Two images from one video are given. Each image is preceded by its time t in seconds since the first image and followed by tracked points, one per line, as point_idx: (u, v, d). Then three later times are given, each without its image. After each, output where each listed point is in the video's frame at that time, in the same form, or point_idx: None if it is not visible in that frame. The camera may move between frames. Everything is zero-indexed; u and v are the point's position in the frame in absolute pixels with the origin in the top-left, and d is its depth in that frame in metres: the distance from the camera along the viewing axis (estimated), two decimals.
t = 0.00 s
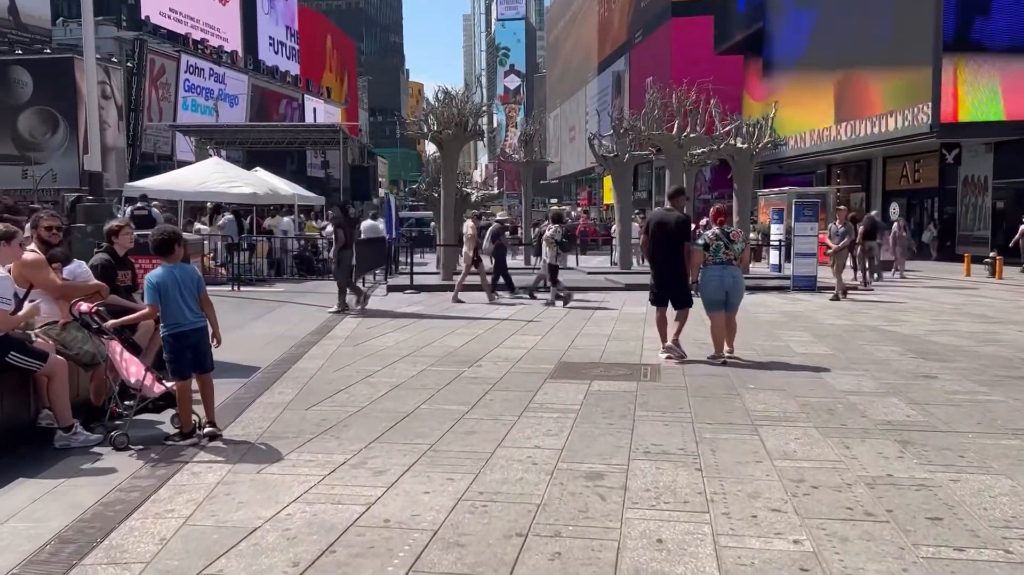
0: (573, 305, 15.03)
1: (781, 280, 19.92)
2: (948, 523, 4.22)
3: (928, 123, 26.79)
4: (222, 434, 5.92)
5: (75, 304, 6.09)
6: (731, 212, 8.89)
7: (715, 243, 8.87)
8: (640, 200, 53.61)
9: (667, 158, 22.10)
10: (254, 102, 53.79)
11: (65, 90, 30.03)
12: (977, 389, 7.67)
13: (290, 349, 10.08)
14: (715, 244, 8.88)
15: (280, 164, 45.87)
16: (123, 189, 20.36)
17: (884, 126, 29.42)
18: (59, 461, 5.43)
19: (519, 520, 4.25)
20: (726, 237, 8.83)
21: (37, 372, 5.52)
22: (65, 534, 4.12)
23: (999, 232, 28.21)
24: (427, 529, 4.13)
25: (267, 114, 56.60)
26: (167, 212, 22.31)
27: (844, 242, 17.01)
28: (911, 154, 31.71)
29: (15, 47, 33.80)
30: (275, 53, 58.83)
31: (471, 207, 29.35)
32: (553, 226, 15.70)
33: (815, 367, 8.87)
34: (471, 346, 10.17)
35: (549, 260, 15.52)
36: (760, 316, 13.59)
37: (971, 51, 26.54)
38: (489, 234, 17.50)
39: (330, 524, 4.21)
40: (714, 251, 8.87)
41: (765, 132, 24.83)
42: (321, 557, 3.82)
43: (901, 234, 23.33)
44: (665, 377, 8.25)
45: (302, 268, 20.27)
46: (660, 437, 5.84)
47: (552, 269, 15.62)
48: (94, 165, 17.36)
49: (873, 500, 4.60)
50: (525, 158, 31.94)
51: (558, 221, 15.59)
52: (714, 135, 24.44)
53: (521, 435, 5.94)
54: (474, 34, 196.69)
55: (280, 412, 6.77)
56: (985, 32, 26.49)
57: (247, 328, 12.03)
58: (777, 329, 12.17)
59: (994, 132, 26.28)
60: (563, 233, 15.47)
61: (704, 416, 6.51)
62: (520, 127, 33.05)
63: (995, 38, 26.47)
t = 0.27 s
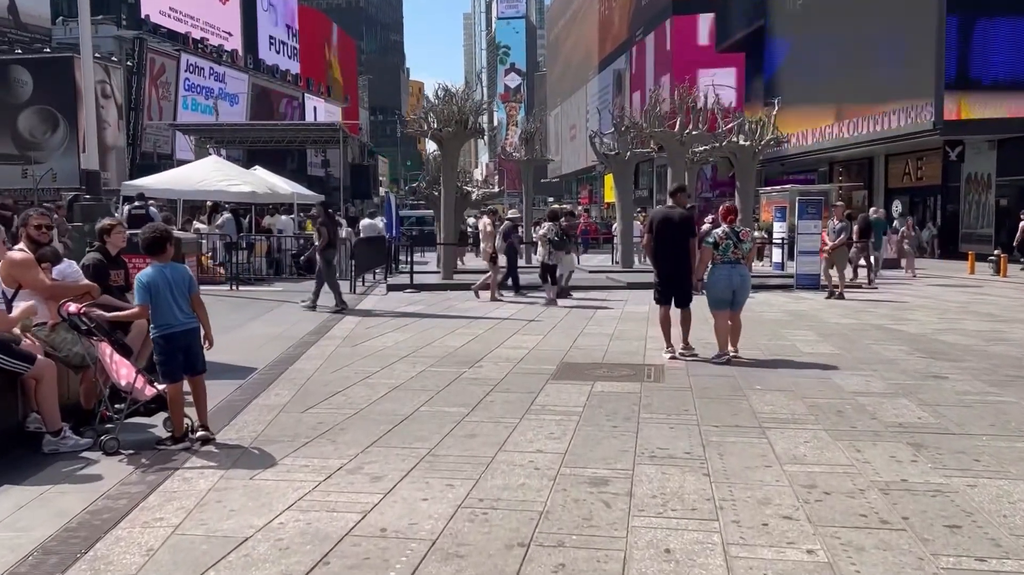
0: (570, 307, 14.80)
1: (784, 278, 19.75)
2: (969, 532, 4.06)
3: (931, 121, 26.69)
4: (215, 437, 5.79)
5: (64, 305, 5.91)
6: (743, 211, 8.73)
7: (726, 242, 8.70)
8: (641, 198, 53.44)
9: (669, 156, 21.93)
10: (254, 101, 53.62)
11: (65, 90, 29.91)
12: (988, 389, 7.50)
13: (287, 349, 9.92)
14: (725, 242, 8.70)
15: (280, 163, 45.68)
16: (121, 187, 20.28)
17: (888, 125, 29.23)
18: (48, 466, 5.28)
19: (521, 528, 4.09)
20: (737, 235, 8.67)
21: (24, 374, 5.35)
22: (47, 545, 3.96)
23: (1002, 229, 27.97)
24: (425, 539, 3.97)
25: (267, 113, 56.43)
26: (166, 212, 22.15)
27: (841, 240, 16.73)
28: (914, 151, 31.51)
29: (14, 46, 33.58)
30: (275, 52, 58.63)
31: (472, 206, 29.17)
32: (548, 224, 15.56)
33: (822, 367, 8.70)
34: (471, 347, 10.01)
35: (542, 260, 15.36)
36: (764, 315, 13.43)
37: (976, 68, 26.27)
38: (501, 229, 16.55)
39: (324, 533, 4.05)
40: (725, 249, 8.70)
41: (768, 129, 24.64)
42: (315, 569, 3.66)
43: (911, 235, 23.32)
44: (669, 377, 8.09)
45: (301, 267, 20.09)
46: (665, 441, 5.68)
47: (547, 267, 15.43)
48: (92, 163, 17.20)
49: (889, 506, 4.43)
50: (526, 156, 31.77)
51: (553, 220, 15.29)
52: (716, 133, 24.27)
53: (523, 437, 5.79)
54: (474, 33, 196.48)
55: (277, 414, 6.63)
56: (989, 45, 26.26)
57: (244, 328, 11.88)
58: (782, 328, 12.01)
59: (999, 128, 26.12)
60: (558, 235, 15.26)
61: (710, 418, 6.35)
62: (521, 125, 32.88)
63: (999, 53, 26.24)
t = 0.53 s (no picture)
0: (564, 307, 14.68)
1: (788, 277, 19.57)
2: (996, 544, 3.88)
3: (934, 119, 26.52)
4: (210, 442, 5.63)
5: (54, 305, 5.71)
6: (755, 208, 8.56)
7: (737, 238, 8.53)
8: (643, 197, 53.27)
9: (672, 154, 21.74)
10: (253, 100, 53.45)
11: (65, 89, 29.81)
12: (1004, 391, 7.33)
13: (285, 351, 9.75)
14: (736, 239, 8.54)
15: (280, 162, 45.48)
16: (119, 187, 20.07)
17: (891, 122, 29.01)
18: (36, 473, 5.11)
19: (527, 540, 3.91)
20: (748, 232, 8.50)
21: (12, 379, 5.15)
22: (32, 559, 3.78)
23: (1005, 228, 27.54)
24: (427, 552, 3.80)
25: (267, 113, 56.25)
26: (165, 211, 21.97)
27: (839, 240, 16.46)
28: (917, 149, 31.34)
29: (13, 45, 33.39)
30: (275, 51, 58.44)
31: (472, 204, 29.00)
32: (542, 223, 15.52)
33: (831, 368, 8.52)
34: (473, 348, 9.83)
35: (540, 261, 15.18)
36: (770, 315, 13.25)
37: (977, 79, 26.06)
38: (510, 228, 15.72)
39: (321, 546, 3.87)
40: (735, 247, 8.54)
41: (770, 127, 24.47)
42: None
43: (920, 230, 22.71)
44: (676, 379, 7.91)
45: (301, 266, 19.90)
46: (675, 446, 5.51)
47: (544, 266, 15.25)
48: (90, 162, 17.01)
49: (911, 516, 4.25)
50: (527, 154, 31.60)
51: (550, 219, 15.18)
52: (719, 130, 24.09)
53: (527, 442, 5.61)
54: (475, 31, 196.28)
55: (274, 418, 6.46)
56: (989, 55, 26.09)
57: (242, 329, 11.70)
58: (788, 328, 11.82)
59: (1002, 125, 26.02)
60: (551, 235, 15.25)
61: (720, 422, 6.18)
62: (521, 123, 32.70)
63: (999, 64, 26.08)
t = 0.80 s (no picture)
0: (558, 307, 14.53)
1: (790, 277, 19.40)
2: (1021, 559, 3.72)
3: (937, 118, 26.33)
4: (202, 450, 5.46)
5: (42, 308, 5.57)
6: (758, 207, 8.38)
7: (740, 238, 8.36)
8: (644, 196, 53.09)
9: (675, 152, 21.55)
10: (253, 99, 53.29)
11: (64, 88, 29.69)
12: (1017, 395, 7.16)
13: (282, 353, 9.58)
14: (739, 238, 8.36)
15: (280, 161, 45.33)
16: (116, 186, 19.88)
17: (892, 121, 28.78)
18: (23, 483, 4.94)
19: (530, 556, 3.75)
20: (751, 232, 8.32)
21: None
22: None
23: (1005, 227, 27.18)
24: (426, 568, 3.63)
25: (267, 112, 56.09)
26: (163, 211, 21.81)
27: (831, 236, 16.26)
28: (919, 148, 31.18)
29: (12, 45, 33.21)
30: (275, 51, 58.26)
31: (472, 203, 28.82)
32: (538, 221, 15.06)
33: (839, 370, 8.35)
34: (474, 350, 9.65)
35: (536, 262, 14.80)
36: (774, 315, 13.08)
37: (979, 78, 25.79)
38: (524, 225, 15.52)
39: (315, 562, 3.70)
40: (738, 246, 8.37)
41: (773, 125, 24.30)
42: None
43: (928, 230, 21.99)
44: (682, 383, 7.73)
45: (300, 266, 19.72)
46: (682, 454, 5.35)
47: (541, 268, 14.88)
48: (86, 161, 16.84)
49: (929, 528, 4.08)
50: (528, 153, 31.44)
51: (543, 219, 14.79)
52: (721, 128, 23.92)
53: (529, 449, 5.45)
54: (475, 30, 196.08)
55: (269, 424, 6.29)
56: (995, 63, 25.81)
57: (239, 331, 11.54)
58: (793, 329, 11.64)
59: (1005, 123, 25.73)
60: (544, 234, 14.74)
61: (728, 427, 6.01)
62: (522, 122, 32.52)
63: (1001, 68, 25.83)
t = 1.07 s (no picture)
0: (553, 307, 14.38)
1: (791, 276, 19.23)
2: None
3: (937, 115, 26.05)
4: (188, 455, 5.28)
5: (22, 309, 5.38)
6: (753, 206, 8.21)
7: (735, 237, 8.24)
8: (643, 196, 52.91)
9: (674, 151, 21.33)
10: (251, 99, 53.09)
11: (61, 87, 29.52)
12: None
13: (274, 355, 9.40)
14: (735, 238, 8.25)
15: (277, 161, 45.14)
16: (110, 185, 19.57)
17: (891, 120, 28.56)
18: None
19: (525, 570, 3.57)
20: (746, 231, 8.18)
21: None
22: None
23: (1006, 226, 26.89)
24: None
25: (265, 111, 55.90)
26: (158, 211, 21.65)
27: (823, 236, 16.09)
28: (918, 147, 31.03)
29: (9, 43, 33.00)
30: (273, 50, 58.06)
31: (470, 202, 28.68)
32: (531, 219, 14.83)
33: (842, 371, 8.18)
34: (470, 351, 9.48)
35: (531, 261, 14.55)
36: (774, 315, 12.93)
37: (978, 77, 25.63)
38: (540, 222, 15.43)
39: None
40: (735, 245, 8.26)
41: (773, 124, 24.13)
42: None
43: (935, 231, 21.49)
44: (682, 385, 7.55)
45: (296, 266, 19.54)
46: (683, 459, 5.18)
47: (536, 268, 14.67)
48: (80, 160, 16.68)
49: (943, 539, 3.91)
50: (526, 152, 31.26)
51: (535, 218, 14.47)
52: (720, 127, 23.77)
53: (525, 455, 5.28)
54: (474, 29, 195.93)
55: (257, 429, 6.12)
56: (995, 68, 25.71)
57: (233, 331, 11.36)
58: (794, 329, 11.48)
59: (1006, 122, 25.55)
60: (534, 233, 14.53)
61: (731, 431, 5.84)
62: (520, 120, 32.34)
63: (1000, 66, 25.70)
